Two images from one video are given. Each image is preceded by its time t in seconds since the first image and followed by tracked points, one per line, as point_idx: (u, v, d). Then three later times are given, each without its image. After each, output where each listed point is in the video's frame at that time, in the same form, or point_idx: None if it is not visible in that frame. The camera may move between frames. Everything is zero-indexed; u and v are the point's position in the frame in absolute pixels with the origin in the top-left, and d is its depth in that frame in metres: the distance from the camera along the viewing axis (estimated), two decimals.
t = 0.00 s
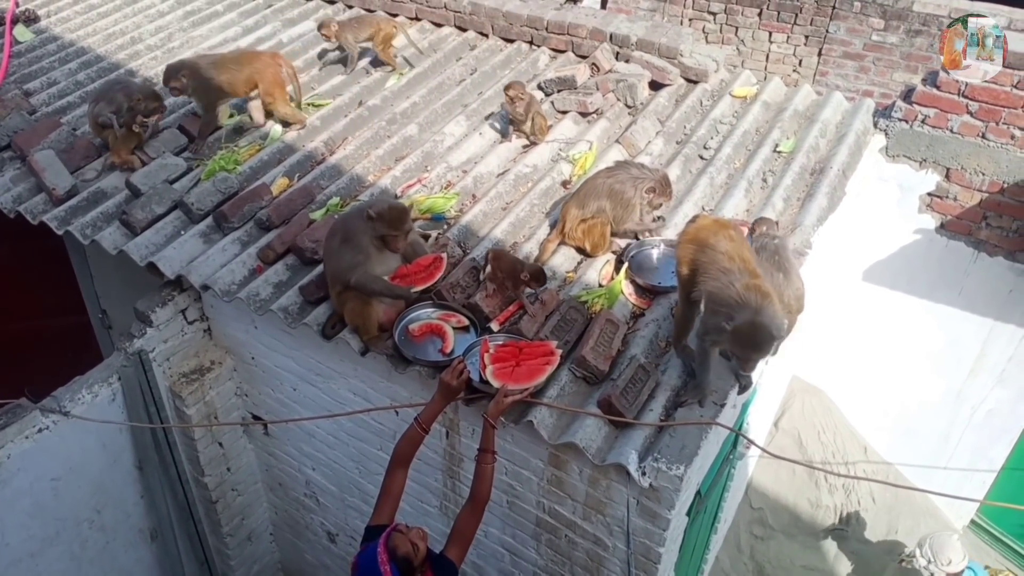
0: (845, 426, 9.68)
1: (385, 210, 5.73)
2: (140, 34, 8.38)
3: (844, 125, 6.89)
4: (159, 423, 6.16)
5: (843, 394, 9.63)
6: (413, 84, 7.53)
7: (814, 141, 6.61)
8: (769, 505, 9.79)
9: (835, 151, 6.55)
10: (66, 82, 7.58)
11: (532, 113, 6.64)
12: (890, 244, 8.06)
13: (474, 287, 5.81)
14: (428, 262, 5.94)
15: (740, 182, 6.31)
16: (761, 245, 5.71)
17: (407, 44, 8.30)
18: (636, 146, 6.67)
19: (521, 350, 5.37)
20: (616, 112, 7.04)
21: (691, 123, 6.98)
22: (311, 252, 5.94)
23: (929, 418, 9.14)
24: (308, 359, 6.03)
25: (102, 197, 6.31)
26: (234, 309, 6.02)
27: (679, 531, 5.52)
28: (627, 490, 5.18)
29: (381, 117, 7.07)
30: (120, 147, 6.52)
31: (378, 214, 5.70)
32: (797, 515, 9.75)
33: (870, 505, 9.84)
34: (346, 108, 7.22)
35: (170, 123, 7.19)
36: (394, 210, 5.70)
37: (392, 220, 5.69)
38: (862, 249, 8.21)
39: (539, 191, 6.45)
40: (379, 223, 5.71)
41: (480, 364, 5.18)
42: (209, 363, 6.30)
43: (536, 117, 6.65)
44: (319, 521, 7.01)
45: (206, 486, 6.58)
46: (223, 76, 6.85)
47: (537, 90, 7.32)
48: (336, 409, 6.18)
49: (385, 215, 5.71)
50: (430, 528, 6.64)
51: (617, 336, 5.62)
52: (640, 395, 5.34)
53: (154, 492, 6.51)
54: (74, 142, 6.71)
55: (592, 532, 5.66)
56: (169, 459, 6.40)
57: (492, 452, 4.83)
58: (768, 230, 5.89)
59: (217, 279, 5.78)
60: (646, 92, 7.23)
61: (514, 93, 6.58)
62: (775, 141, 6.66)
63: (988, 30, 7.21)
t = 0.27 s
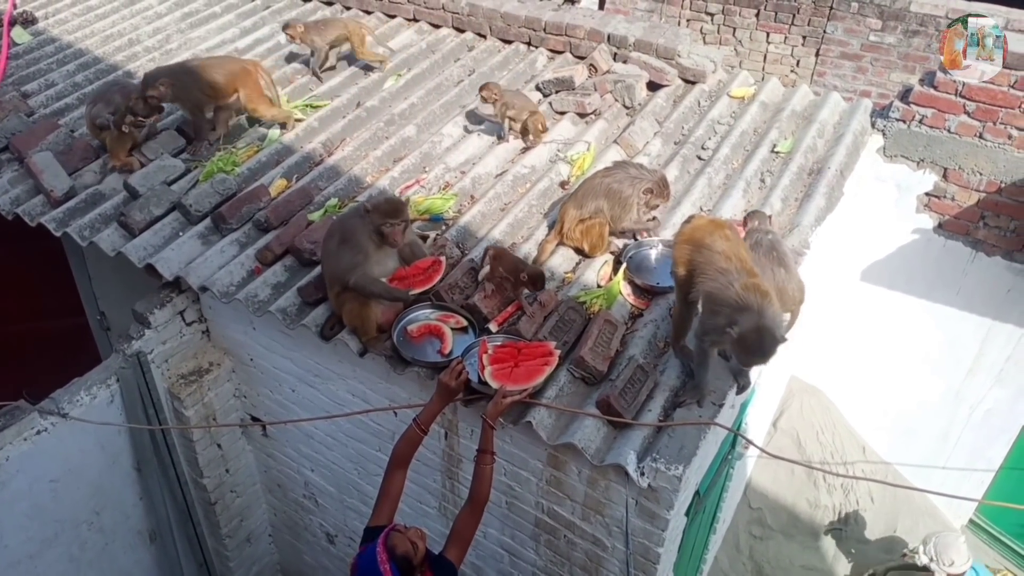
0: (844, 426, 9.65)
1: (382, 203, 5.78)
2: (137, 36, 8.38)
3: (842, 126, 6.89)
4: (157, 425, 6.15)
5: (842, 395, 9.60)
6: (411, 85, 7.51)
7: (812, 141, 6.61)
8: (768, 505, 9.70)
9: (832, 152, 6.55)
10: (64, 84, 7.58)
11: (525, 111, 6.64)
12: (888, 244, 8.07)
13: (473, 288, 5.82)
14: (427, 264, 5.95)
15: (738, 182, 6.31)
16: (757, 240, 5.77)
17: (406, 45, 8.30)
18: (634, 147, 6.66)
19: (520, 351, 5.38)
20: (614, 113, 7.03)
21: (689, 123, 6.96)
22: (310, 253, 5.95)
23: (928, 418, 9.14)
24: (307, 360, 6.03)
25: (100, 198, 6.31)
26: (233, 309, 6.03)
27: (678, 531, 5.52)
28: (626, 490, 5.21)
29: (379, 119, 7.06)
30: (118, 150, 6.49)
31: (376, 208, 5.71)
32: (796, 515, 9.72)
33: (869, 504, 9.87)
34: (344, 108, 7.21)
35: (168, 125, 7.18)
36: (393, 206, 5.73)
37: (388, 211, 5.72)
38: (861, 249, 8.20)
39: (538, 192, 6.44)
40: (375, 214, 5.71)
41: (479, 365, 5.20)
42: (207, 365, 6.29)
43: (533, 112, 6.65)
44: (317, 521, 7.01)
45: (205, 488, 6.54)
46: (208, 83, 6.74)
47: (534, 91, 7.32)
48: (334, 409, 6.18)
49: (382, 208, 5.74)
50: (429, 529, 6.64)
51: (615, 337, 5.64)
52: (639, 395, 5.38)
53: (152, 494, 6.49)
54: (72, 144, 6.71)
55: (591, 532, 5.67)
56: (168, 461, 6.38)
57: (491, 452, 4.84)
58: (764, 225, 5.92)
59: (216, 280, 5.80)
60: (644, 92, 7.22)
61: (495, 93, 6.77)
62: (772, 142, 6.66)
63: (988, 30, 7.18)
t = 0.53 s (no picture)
0: (884, 444, 8.54)
1: (370, 213, 5.11)
2: (90, 6, 7.59)
3: (881, 106, 6.16)
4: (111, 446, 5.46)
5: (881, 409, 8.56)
6: (396, 62, 6.66)
7: (848, 124, 5.89)
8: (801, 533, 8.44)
9: (871, 135, 5.83)
10: (4, 61, 6.86)
11: (490, 85, 5.91)
12: (934, 241, 7.40)
13: (467, 290, 5.14)
14: (415, 264, 5.25)
15: (765, 170, 5.60)
16: (783, 237, 5.19)
17: (391, 16, 7.31)
18: (648, 130, 5.92)
19: (520, 361, 4.75)
20: (625, 92, 6.25)
21: (709, 104, 6.19)
22: (283, 251, 5.26)
23: (978, 434, 8.09)
24: (279, 373, 5.35)
25: (45, 190, 5.62)
26: (196, 315, 5.33)
27: (699, 565, 4.88)
28: (640, 518, 4.60)
29: (360, 99, 6.23)
30: (64, 139, 5.82)
31: (363, 218, 5.06)
32: (829, 545, 8.48)
33: (912, 534, 8.61)
34: (320, 88, 6.32)
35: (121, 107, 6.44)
36: (381, 206, 5.10)
37: (380, 224, 5.09)
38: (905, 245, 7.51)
39: (539, 181, 5.71)
40: (365, 225, 5.06)
41: (475, 377, 4.56)
42: (168, 378, 5.59)
43: (503, 81, 5.93)
44: (291, 553, 6.31)
45: (164, 517, 5.82)
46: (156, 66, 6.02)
47: (535, 67, 6.50)
48: (311, 427, 5.51)
49: (372, 221, 5.09)
50: (417, 560, 5.96)
51: (628, 345, 4.98)
52: (655, 411, 4.74)
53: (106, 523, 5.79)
54: (14, 128, 6.01)
55: (601, 565, 5.03)
56: (123, 485, 5.65)
57: (488, 476, 4.22)
58: (797, 215, 5.26)
59: (177, 282, 5.12)
60: (659, 68, 6.42)
61: (453, 82, 5.99)
62: (804, 124, 5.93)
63: (989, 28, 6.73)
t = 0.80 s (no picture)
0: (954, 474, 7.07)
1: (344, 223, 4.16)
2: None
3: (949, 72, 5.22)
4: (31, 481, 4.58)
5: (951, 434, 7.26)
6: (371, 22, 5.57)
7: (909, 94, 4.98)
8: None
9: (938, 107, 4.93)
10: None
11: (417, 48, 5.27)
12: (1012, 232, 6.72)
13: (457, 293, 4.25)
14: (393, 255, 4.32)
15: (812, 148, 4.69)
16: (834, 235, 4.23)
17: None
18: (672, 102, 5.00)
19: (520, 378, 3.86)
20: (645, 56, 5.27)
21: (745, 69, 5.24)
22: (236, 247, 4.35)
23: None
24: (230, 393, 4.47)
25: None
26: (133, 324, 4.43)
27: None
28: (664, 565, 3.76)
29: (330, 65, 5.28)
30: None
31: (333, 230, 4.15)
32: None
33: None
34: (281, 51, 5.34)
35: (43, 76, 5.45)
36: (357, 222, 4.14)
37: (350, 237, 4.13)
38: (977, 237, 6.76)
39: (543, 161, 4.79)
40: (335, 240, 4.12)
41: (466, 398, 3.70)
42: (100, 400, 4.70)
43: (432, 41, 5.28)
44: None
45: (96, 565, 4.93)
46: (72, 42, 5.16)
47: (537, 27, 5.42)
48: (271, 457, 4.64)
49: (341, 232, 4.13)
50: None
51: (649, 357, 4.06)
52: (680, 437, 3.83)
53: None
54: None
55: None
56: (45, 527, 4.75)
57: (481, 514, 3.56)
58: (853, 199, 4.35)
59: (109, 284, 4.23)
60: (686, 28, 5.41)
61: (376, 45, 5.12)
62: (857, 94, 5.02)
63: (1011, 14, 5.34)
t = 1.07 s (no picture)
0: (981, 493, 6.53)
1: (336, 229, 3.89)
2: None
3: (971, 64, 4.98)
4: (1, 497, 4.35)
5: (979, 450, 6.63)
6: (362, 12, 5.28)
7: (929, 88, 4.73)
8: None
9: (961, 102, 4.68)
10: None
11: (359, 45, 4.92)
12: None
13: (452, 298, 4.00)
14: (385, 261, 4.08)
15: (828, 144, 4.44)
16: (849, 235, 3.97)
17: None
18: (679, 96, 4.74)
19: (518, 389, 3.62)
20: (651, 47, 5.02)
21: (756, 61, 4.98)
22: (219, 250, 4.10)
23: None
24: (212, 404, 4.23)
25: None
26: (109, 331, 4.18)
27: None
28: None
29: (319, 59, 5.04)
30: None
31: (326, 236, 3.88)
32: None
33: None
34: (266, 43, 5.13)
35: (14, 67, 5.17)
36: (350, 228, 3.88)
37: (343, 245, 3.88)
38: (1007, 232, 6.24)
39: (542, 159, 4.54)
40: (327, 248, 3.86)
41: (462, 410, 3.47)
42: (75, 412, 4.47)
43: (377, 39, 4.91)
44: None
45: None
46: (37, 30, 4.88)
47: (537, 16, 5.15)
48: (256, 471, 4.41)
49: (334, 239, 3.87)
50: None
51: (656, 366, 3.80)
52: (689, 451, 3.56)
53: None
54: None
55: None
56: (17, 545, 4.58)
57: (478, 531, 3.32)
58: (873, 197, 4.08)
59: (84, 290, 3.98)
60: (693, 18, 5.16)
61: (312, 32, 4.88)
62: (875, 87, 4.77)
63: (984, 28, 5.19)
